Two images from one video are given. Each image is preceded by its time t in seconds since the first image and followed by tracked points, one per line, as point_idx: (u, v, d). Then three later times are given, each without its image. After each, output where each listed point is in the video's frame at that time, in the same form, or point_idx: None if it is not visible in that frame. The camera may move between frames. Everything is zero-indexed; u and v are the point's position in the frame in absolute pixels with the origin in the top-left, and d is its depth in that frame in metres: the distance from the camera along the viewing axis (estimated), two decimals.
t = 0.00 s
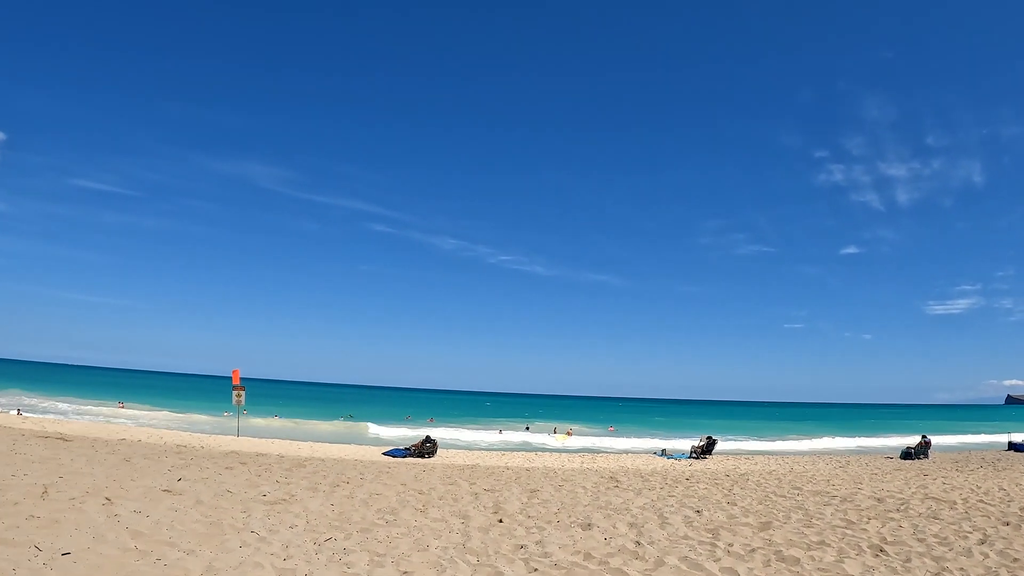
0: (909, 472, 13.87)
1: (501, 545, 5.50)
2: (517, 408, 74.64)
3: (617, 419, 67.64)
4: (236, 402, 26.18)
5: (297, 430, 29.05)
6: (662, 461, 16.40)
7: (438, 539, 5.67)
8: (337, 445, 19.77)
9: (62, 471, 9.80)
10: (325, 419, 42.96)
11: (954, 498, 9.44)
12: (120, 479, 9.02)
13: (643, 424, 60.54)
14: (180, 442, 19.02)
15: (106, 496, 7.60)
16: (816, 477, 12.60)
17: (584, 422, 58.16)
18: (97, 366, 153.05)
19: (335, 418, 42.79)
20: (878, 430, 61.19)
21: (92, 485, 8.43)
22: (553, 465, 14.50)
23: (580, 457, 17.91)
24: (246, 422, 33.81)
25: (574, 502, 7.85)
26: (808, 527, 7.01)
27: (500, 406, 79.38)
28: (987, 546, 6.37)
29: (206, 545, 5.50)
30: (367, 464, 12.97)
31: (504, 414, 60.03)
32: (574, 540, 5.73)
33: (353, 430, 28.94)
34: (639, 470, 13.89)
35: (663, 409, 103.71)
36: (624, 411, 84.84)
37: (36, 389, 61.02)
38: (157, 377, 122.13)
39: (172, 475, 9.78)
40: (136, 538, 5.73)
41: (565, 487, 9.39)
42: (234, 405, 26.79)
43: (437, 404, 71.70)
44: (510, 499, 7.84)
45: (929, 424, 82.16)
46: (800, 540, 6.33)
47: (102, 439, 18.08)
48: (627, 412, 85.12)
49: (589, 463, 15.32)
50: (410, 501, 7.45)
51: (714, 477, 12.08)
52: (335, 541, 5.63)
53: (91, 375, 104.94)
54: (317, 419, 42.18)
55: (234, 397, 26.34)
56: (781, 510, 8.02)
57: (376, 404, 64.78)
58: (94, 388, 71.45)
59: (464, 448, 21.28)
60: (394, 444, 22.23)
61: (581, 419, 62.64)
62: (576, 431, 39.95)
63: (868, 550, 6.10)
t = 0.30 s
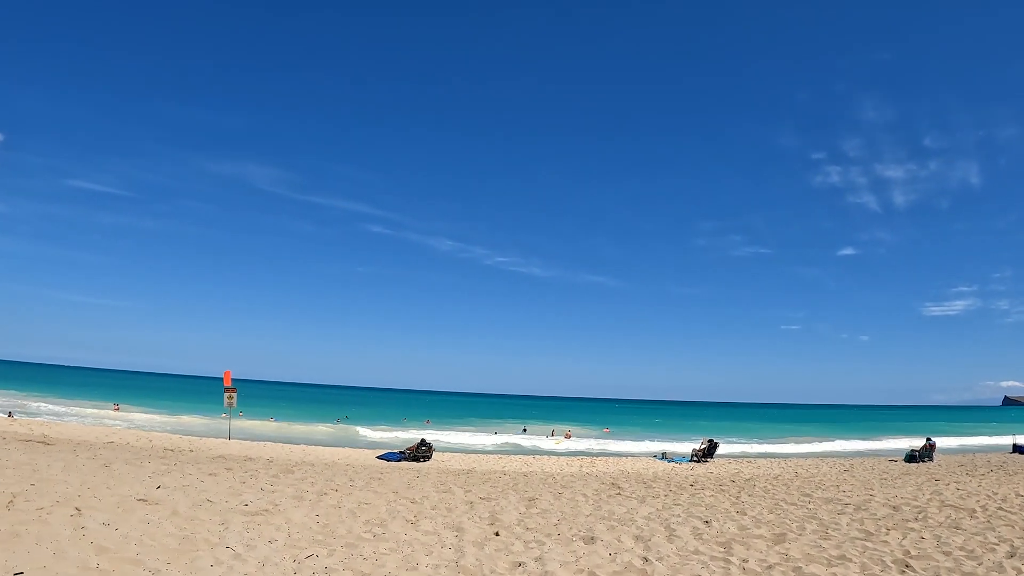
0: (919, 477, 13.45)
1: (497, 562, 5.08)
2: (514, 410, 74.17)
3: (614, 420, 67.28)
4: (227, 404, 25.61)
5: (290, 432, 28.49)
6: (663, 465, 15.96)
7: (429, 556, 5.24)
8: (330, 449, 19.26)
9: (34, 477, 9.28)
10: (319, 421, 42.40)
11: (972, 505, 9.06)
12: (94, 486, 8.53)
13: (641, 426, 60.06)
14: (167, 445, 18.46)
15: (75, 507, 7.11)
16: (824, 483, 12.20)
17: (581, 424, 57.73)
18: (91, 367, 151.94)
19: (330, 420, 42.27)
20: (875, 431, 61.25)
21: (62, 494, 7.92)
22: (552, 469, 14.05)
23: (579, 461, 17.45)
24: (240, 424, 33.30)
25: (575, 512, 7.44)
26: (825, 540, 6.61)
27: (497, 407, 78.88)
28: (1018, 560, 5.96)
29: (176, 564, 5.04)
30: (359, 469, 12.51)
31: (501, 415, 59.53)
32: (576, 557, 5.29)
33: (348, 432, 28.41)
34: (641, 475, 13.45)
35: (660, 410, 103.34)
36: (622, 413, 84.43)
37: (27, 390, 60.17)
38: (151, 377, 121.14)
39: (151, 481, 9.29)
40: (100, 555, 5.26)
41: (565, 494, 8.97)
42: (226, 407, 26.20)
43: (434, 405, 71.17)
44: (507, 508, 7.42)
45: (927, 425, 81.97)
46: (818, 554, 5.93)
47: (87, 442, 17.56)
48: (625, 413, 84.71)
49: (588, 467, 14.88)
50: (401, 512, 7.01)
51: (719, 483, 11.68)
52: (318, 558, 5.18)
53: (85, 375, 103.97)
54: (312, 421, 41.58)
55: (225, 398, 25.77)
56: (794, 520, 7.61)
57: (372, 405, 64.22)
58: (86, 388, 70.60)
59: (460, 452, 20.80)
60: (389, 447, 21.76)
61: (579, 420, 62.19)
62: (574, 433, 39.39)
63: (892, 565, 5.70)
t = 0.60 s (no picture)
0: (931, 477, 13.06)
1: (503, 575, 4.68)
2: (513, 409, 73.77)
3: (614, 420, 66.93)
4: (222, 404, 25.13)
5: (286, 432, 28.06)
6: (667, 465, 15.57)
7: (429, 567, 4.84)
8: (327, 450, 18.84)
9: (14, 481, 8.84)
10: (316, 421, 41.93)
11: (993, 507, 8.73)
12: (75, 489, 8.11)
13: (640, 425, 59.75)
14: (160, 446, 18.02)
15: (51, 513, 6.67)
16: (834, 484, 11.85)
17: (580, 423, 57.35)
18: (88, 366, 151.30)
19: (328, 420, 41.92)
20: (880, 431, 60.57)
21: (39, 498, 7.49)
22: (553, 470, 13.65)
23: (581, 462, 17.07)
24: (237, 424, 32.93)
25: (582, 516, 7.06)
26: (848, 546, 6.25)
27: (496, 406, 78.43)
28: None
29: None
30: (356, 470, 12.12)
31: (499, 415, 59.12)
32: (587, 567, 4.92)
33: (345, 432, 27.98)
34: (646, 476, 13.08)
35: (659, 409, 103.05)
36: (622, 413, 84.11)
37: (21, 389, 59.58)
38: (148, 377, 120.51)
39: (136, 483, 8.86)
40: (71, 567, 4.85)
41: (571, 497, 8.59)
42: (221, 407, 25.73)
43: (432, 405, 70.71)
44: (510, 513, 7.01)
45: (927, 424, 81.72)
46: (843, 562, 5.57)
47: (77, 443, 17.12)
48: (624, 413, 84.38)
49: (591, 468, 14.52)
50: (398, 517, 6.61)
51: (727, 484, 11.32)
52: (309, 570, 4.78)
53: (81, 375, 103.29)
54: (309, 421, 41.10)
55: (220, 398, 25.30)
56: (812, 525, 7.26)
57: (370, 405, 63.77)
58: (82, 388, 70.04)
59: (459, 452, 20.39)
60: (387, 447, 21.39)
61: (579, 420, 61.73)
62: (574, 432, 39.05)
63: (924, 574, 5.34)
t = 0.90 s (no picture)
0: (943, 481, 12.69)
1: None
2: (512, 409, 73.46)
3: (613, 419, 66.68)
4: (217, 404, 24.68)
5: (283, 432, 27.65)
6: (670, 467, 15.19)
7: None
8: (323, 451, 18.40)
9: None
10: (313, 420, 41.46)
11: (1013, 513, 8.41)
12: (52, 495, 7.69)
13: (640, 425, 59.44)
14: (151, 447, 17.58)
15: (22, 522, 6.25)
16: (844, 487, 11.52)
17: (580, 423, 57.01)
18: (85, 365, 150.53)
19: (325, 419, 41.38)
20: (882, 431, 60.40)
21: (14, 505, 7.07)
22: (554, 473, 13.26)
23: (581, 463, 16.71)
24: (232, 424, 32.47)
25: (587, 525, 6.71)
26: (870, 558, 5.91)
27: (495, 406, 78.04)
28: None
29: None
30: (352, 472, 11.74)
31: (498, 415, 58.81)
32: None
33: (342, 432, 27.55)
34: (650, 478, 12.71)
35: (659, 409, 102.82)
36: (621, 412, 83.76)
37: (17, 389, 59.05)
38: (145, 376, 119.88)
39: (118, 488, 8.42)
40: None
41: (574, 503, 8.21)
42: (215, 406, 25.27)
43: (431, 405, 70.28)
44: (511, 522, 6.62)
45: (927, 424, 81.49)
46: None
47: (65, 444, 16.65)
48: (623, 412, 84.02)
49: (592, 470, 14.17)
50: (391, 527, 6.21)
51: (734, 488, 10.96)
52: None
53: (77, 374, 102.59)
54: (307, 420, 40.75)
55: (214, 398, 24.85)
56: (829, 536, 6.92)
57: (368, 404, 63.42)
58: (77, 387, 69.41)
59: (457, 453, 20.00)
60: (384, 448, 20.94)
61: (578, 420, 61.33)
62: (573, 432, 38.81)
63: None
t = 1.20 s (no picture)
0: (951, 483, 12.38)
1: None
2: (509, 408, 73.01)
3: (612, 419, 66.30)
4: (208, 403, 24.15)
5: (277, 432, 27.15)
6: (672, 468, 14.83)
7: None
8: (316, 450, 17.94)
9: None
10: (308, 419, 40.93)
11: None
12: (22, 499, 7.21)
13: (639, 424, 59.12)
14: (139, 446, 17.11)
15: None
16: (852, 490, 11.18)
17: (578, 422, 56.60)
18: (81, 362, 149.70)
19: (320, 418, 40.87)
20: (880, 431, 60.33)
21: None
22: (553, 474, 12.87)
23: (581, 464, 16.33)
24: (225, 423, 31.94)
25: (590, 533, 6.32)
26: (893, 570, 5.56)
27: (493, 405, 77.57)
28: None
29: None
30: (344, 474, 11.31)
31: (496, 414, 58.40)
32: None
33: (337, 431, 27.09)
34: (651, 480, 12.33)
35: (657, 408, 102.50)
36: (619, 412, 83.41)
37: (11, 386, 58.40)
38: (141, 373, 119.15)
39: (94, 491, 7.96)
40: None
41: (576, 508, 7.82)
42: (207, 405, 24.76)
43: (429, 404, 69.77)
44: (508, 529, 6.20)
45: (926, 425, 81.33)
46: None
47: (49, 443, 16.15)
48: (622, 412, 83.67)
49: (591, 471, 13.79)
50: (381, 536, 5.78)
51: (739, 491, 10.59)
52: None
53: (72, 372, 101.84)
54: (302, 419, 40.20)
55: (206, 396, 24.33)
56: (847, 545, 6.56)
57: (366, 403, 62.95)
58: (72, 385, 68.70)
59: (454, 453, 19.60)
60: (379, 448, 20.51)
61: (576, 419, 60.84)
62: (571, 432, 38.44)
63: None
